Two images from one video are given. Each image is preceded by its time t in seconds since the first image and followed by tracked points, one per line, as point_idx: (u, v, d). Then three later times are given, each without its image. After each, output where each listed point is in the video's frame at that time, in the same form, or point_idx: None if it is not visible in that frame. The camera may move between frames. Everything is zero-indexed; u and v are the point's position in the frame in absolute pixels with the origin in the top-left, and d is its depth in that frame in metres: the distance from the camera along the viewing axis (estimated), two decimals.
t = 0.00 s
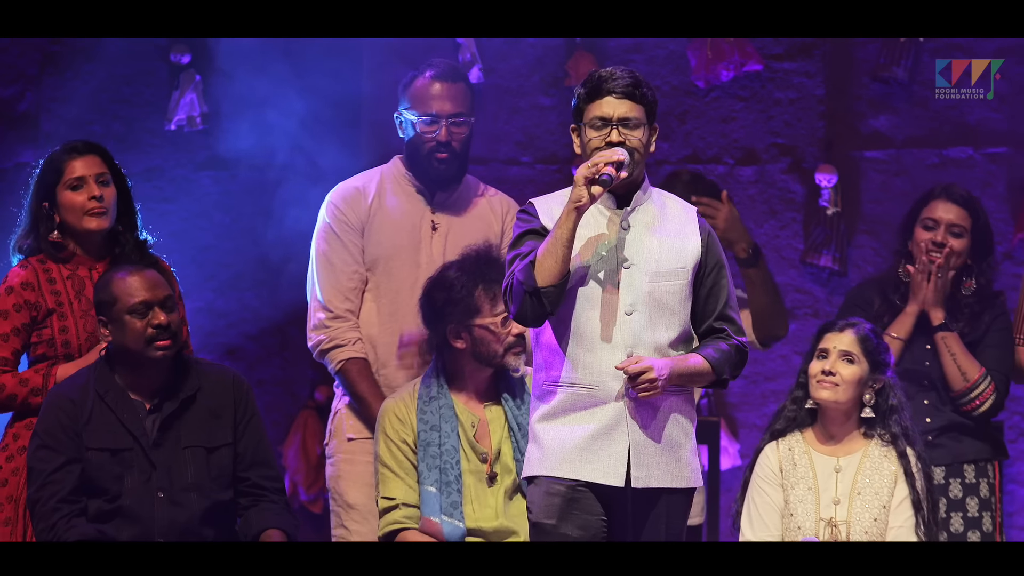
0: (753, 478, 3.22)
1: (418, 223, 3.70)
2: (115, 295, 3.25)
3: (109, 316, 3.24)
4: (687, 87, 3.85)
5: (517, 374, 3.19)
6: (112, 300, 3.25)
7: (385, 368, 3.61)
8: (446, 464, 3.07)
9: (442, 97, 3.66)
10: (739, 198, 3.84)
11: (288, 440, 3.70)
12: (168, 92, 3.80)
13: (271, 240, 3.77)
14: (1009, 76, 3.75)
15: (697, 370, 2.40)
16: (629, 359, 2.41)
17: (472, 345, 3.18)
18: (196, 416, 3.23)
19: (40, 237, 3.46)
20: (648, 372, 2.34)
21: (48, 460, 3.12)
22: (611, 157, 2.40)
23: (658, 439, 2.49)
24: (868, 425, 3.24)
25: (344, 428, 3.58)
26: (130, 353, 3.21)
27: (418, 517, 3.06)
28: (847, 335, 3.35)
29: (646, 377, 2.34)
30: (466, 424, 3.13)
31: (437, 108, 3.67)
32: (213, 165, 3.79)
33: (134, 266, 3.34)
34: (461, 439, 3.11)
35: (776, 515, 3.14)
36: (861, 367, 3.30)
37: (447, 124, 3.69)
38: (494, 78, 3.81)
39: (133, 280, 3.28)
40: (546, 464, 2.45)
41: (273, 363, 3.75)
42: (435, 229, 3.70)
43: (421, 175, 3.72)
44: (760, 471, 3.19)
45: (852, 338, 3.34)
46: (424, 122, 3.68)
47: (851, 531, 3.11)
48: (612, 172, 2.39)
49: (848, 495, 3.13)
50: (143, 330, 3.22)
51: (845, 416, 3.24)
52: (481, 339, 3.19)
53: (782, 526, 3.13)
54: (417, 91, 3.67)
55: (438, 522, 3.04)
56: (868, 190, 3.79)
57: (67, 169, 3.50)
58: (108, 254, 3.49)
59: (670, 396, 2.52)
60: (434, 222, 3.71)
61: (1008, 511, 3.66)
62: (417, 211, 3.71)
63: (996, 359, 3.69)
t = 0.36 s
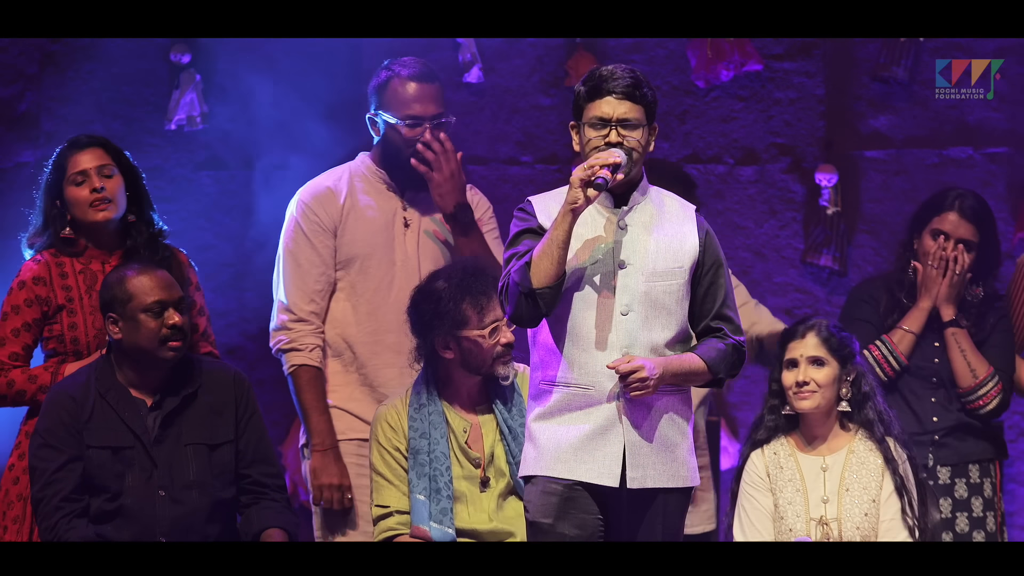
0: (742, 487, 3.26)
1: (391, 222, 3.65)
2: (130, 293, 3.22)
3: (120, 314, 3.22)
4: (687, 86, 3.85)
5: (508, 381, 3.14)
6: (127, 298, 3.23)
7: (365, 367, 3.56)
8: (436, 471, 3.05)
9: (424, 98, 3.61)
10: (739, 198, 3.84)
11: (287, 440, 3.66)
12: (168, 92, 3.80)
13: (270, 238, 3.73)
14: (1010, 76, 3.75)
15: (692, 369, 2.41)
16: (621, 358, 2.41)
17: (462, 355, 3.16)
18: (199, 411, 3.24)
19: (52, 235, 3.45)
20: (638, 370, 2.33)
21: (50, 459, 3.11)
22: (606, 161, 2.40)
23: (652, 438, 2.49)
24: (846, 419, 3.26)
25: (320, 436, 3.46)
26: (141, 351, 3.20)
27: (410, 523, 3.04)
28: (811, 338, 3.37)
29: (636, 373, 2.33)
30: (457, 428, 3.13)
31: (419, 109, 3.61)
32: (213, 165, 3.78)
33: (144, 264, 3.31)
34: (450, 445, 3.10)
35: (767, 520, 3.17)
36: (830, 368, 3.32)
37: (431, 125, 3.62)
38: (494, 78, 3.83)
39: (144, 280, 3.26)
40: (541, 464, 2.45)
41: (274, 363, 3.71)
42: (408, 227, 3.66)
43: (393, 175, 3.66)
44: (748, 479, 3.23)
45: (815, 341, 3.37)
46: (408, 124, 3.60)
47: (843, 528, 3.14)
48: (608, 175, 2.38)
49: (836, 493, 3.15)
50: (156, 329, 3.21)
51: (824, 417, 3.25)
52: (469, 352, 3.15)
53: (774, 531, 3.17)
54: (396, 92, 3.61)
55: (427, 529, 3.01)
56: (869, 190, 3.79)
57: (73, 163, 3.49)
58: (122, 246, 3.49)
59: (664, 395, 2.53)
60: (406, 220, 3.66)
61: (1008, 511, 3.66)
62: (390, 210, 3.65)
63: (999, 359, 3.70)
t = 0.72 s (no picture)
0: (744, 484, 3.24)
1: (369, 223, 3.52)
2: (135, 294, 3.21)
3: (126, 314, 3.21)
4: (687, 86, 3.85)
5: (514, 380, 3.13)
6: (132, 298, 3.22)
7: (346, 369, 3.46)
8: (444, 467, 3.04)
9: (401, 101, 3.49)
10: (739, 197, 3.84)
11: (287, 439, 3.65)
12: (168, 91, 3.81)
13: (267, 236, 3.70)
14: (1010, 75, 3.73)
15: (698, 370, 2.41)
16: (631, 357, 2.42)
17: (468, 352, 3.14)
18: (198, 413, 3.24)
19: (92, 234, 3.43)
20: (648, 369, 2.34)
21: (51, 459, 3.11)
22: (620, 160, 2.39)
23: (660, 437, 2.50)
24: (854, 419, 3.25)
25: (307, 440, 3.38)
26: (146, 352, 3.19)
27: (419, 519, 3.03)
28: (805, 343, 3.30)
29: (646, 373, 2.34)
30: (463, 426, 3.11)
31: (396, 112, 3.49)
32: (213, 164, 3.79)
33: (147, 265, 3.29)
34: (458, 441, 3.09)
35: (769, 518, 3.16)
36: (825, 372, 3.26)
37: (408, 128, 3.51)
38: (495, 79, 3.84)
39: (148, 281, 3.24)
40: (547, 463, 2.45)
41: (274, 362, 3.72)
42: (387, 227, 3.55)
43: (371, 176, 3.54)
44: (750, 476, 3.22)
45: (810, 346, 3.30)
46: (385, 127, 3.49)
47: (844, 528, 3.13)
48: (623, 174, 2.38)
49: (838, 493, 3.15)
50: (162, 330, 3.20)
51: (828, 419, 3.24)
52: (475, 349, 3.13)
53: (776, 529, 3.15)
54: (372, 94, 3.49)
55: (437, 525, 3.00)
56: (869, 189, 3.82)
57: (112, 162, 3.46)
58: (159, 247, 3.47)
59: (672, 394, 2.53)
60: (385, 221, 3.55)
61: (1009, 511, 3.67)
62: (366, 211, 3.53)
63: (997, 360, 3.67)
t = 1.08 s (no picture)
0: (757, 472, 3.26)
1: (359, 224, 3.53)
2: (135, 292, 3.22)
3: (125, 312, 3.22)
4: (687, 82, 3.85)
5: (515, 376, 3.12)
6: (132, 296, 3.22)
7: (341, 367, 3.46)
8: (446, 462, 3.06)
9: (384, 101, 3.48)
10: (739, 194, 3.84)
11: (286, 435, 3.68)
12: (167, 87, 3.77)
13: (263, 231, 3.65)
14: (1010, 71, 3.76)
15: (705, 365, 2.41)
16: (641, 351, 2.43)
17: (471, 349, 3.13)
18: (198, 410, 3.24)
19: (136, 233, 3.50)
20: (659, 362, 2.37)
21: (51, 456, 3.14)
22: (640, 163, 2.42)
23: (670, 431, 2.51)
24: (870, 418, 3.26)
25: (304, 434, 3.40)
26: (145, 350, 3.20)
27: (420, 514, 3.05)
28: (827, 337, 3.32)
29: (656, 365, 2.36)
30: (464, 421, 3.12)
31: (379, 113, 3.48)
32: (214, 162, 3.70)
33: (148, 262, 3.29)
34: (460, 435, 3.10)
35: (779, 508, 3.18)
36: (844, 367, 3.27)
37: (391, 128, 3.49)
38: (495, 75, 3.84)
39: (149, 279, 3.25)
40: (553, 459, 2.46)
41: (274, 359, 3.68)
42: (376, 227, 3.54)
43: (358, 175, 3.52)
44: (765, 465, 3.23)
45: (832, 339, 3.31)
46: (368, 127, 3.47)
47: (853, 525, 3.16)
48: (645, 177, 2.41)
49: (851, 490, 3.18)
50: (162, 328, 3.21)
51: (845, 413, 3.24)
52: (477, 345, 3.13)
53: (784, 519, 3.18)
54: (353, 96, 3.49)
55: (439, 520, 3.04)
56: (869, 186, 3.80)
57: (163, 166, 3.53)
58: (198, 255, 3.49)
59: (678, 390, 2.53)
60: (374, 221, 3.54)
61: (1008, 507, 3.65)
62: (354, 212, 3.53)
63: (991, 358, 3.70)
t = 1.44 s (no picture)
0: (763, 469, 3.21)
1: (377, 222, 3.53)
2: (134, 296, 3.21)
3: (123, 315, 3.21)
4: (687, 82, 3.85)
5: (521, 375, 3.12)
6: (130, 300, 3.22)
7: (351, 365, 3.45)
8: (449, 458, 3.05)
9: (394, 100, 3.45)
10: (739, 194, 3.85)
11: (287, 436, 3.70)
12: (168, 87, 3.80)
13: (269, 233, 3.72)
14: (1010, 71, 3.76)
15: (706, 369, 2.41)
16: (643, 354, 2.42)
17: (479, 346, 3.12)
18: (198, 411, 3.23)
19: (164, 223, 3.49)
20: (659, 367, 2.36)
21: (50, 456, 3.11)
22: (652, 176, 2.38)
23: (669, 444, 2.50)
24: (883, 425, 3.22)
25: (321, 431, 3.41)
26: (144, 354, 3.19)
27: (421, 509, 3.03)
28: (852, 337, 3.26)
29: (657, 372, 2.36)
30: (468, 419, 3.12)
31: (390, 111, 3.45)
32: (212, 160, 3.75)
33: (147, 266, 3.28)
34: (463, 433, 3.10)
35: (784, 505, 3.14)
36: (864, 369, 3.22)
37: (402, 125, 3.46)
38: (495, 75, 3.84)
39: (148, 283, 3.24)
40: (552, 459, 2.46)
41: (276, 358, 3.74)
42: (395, 225, 3.55)
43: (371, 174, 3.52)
44: (771, 462, 3.18)
45: (855, 340, 3.25)
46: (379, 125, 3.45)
47: (859, 526, 3.11)
48: (657, 191, 2.38)
49: (858, 491, 3.12)
50: (159, 334, 3.19)
51: (857, 417, 3.21)
52: (487, 342, 3.12)
53: (789, 516, 3.14)
54: (363, 94, 3.46)
55: (442, 516, 3.01)
56: (869, 186, 3.83)
57: (198, 157, 3.52)
58: (223, 252, 3.51)
59: (679, 395, 2.54)
60: (392, 219, 3.55)
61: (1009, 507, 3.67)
62: (373, 210, 3.53)
63: (1001, 361, 3.65)
